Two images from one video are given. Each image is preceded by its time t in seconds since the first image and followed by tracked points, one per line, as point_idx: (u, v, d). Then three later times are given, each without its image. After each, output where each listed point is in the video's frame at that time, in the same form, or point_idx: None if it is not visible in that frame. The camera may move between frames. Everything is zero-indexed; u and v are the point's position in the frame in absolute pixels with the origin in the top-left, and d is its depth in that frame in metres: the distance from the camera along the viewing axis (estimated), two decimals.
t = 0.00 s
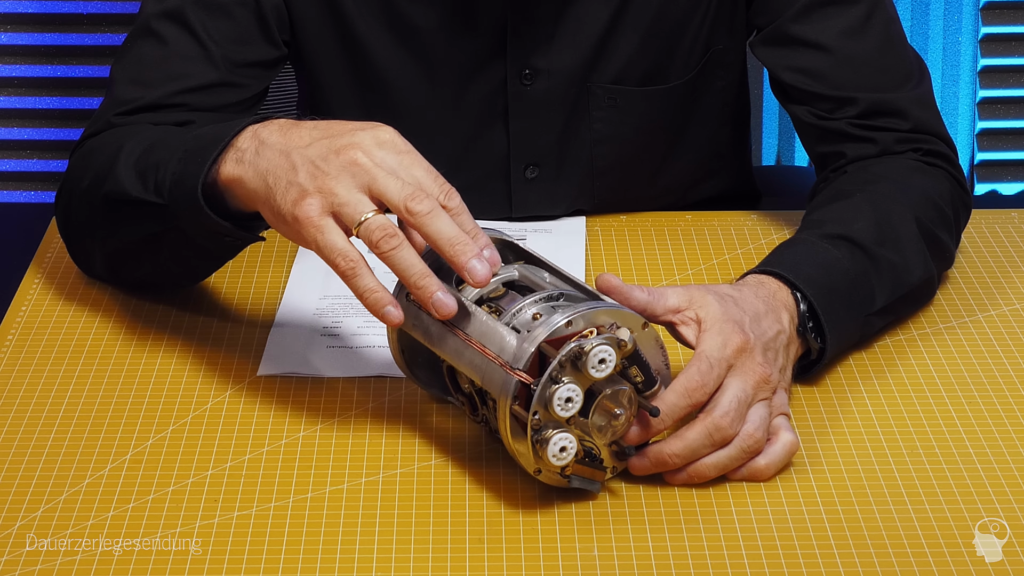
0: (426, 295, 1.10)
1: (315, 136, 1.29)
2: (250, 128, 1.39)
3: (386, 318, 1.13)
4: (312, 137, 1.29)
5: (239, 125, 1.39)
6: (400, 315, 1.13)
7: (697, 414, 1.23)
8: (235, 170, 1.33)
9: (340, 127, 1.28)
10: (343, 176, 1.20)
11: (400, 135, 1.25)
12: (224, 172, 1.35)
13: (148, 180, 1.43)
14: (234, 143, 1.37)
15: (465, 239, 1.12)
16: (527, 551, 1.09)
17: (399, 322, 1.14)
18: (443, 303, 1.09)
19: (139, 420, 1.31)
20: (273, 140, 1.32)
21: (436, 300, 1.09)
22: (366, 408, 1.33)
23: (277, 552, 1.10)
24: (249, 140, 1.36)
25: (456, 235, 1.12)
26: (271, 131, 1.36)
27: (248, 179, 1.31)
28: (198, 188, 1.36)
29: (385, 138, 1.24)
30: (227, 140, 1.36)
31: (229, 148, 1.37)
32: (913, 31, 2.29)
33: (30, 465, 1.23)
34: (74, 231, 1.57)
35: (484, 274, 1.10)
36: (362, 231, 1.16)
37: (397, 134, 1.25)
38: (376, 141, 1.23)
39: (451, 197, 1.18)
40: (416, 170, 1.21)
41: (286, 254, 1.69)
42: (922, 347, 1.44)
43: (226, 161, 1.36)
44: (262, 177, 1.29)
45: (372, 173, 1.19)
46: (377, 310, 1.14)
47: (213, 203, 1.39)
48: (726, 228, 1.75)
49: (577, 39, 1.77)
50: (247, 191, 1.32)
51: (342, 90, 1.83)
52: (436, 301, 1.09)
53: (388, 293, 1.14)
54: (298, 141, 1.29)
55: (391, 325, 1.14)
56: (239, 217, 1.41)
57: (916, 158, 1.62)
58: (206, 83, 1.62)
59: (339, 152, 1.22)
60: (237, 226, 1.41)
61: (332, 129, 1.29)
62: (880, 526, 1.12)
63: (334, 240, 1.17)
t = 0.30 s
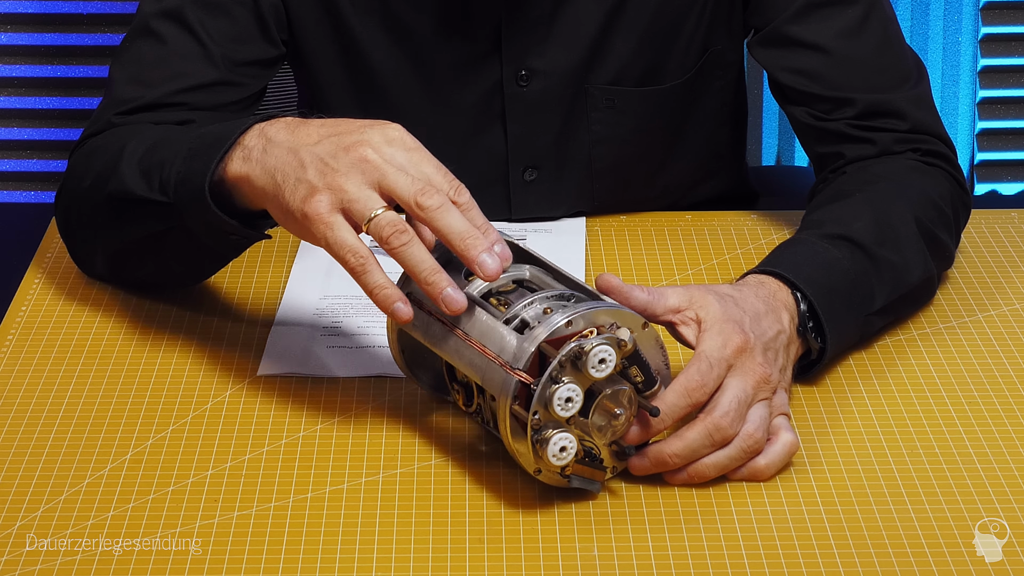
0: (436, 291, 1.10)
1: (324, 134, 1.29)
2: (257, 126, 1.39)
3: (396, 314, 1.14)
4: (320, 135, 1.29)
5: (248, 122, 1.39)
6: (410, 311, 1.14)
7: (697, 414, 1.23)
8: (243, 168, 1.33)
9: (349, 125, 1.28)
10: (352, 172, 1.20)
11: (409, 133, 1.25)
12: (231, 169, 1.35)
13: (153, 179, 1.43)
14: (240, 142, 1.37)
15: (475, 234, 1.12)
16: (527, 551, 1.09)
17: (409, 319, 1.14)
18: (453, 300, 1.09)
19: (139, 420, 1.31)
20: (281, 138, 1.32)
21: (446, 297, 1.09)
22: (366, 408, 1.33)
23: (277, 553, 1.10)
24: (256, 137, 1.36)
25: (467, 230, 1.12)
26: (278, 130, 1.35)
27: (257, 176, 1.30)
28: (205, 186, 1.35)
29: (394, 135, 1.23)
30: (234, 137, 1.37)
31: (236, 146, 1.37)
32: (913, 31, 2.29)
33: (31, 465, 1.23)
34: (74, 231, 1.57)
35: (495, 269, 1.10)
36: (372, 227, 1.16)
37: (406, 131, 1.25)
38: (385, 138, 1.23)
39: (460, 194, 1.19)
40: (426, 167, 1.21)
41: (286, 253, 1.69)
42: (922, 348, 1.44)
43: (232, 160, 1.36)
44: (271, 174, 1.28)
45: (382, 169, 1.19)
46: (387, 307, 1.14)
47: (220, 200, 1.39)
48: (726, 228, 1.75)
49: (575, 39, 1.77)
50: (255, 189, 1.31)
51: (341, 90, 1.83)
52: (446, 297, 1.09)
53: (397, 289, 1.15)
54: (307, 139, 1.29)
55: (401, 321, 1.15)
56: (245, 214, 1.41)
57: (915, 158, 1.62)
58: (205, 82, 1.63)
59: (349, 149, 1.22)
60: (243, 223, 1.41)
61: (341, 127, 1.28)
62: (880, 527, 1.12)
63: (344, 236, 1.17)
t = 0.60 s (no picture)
0: (404, 294, 1.10)
1: (308, 133, 1.29)
2: (247, 126, 1.39)
3: (364, 316, 1.12)
4: (305, 134, 1.29)
5: (236, 122, 1.39)
6: (379, 313, 1.12)
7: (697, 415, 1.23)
8: (229, 166, 1.33)
9: (334, 125, 1.28)
10: (331, 171, 1.20)
11: (392, 136, 1.25)
12: (219, 167, 1.35)
13: (144, 179, 1.44)
14: (230, 141, 1.37)
15: (444, 239, 1.12)
16: (527, 551, 1.09)
17: (377, 322, 1.13)
18: (420, 304, 1.09)
19: (139, 420, 1.31)
20: (267, 137, 1.32)
21: (414, 301, 1.10)
22: (365, 408, 1.33)
23: (277, 552, 1.10)
24: (245, 136, 1.36)
25: (436, 234, 1.12)
26: (266, 129, 1.35)
27: (242, 174, 1.31)
28: (194, 185, 1.36)
29: (376, 137, 1.24)
30: (223, 137, 1.37)
31: (225, 145, 1.37)
32: (913, 31, 2.31)
33: (30, 465, 1.23)
34: (73, 231, 1.57)
35: (461, 275, 1.10)
36: (345, 227, 1.16)
37: (389, 135, 1.25)
38: (366, 139, 1.23)
39: (439, 199, 1.18)
40: (404, 170, 1.21)
41: (286, 253, 1.69)
42: (922, 348, 1.44)
43: (220, 158, 1.36)
44: (254, 172, 1.29)
45: (360, 169, 1.19)
46: (355, 307, 1.12)
47: (208, 200, 1.40)
48: (726, 228, 1.75)
49: (573, 40, 1.76)
50: (241, 188, 1.32)
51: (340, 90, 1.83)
52: (413, 302, 1.10)
53: (368, 290, 1.14)
54: (292, 137, 1.29)
55: (370, 323, 1.13)
56: (234, 215, 1.41)
57: (915, 159, 1.63)
58: (201, 82, 1.63)
59: (329, 147, 1.22)
60: (233, 223, 1.41)
61: (325, 126, 1.29)
62: (880, 527, 1.12)
63: (317, 233, 1.17)
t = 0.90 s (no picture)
0: (420, 288, 1.10)
1: (316, 130, 1.29)
2: (252, 125, 1.40)
3: (380, 310, 1.13)
4: (312, 132, 1.30)
5: (241, 122, 1.40)
6: (394, 307, 1.13)
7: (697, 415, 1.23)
8: (234, 166, 1.34)
9: (341, 122, 1.29)
10: (341, 166, 1.20)
11: (400, 131, 1.26)
12: (224, 167, 1.35)
13: (148, 179, 1.44)
14: (236, 140, 1.37)
15: (461, 232, 1.12)
16: (527, 551, 1.09)
17: (393, 314, 1.14)
18: (437, 297, 1.09)
19: (139, 420, 1.31)
20: (274, 135, 1.33)
21: (431, 294, 1.09)
22: (366, 408, 1.33)
23: (277, 552, 1.10)
24: (250, 136, 1.37)
25: (453, 227, 1.12)
26: (272, 128, 1.36)
27: (249, 173, 1.31)
28: (198, 185, 1.36)
29: (384, 132, 1.24)
30: (228, 136, 1.37)
31: (230, 144, 1.37)
32: (913, 31, 2.30)
33: (31, 465, 1.23)
34: (73, 231, 1.57)
35: (479, 268, 1.10)
36: (359, 222, 1.15)
37: (396, 129, 1.26)
38: (375, 135, 1.24)
39: (447, 196, 1.18)
40: (413, 165, 1.21)
41: (286, 253, 1.69)
42: (922, 348, 1.44)
43: (226, 158, 1.36)
44: (262, 171, 1.29)
45: (371, 164, 1.19)
46: (371, 302, 1.13)
47: (213, 200, 1.39)
48: (726, 228, 1.75)
49: (573, 40, 1.76)
50: (246, 187, 1.32)
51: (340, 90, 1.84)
52: (430, 295, 1.09)
53: (383, 285, 1.14)
54: (299, 136, 1.30)
55: (385, 317, 1.14)
56: (240, 214, 1.40)
57: (916, 159, 1.63)
58: (202, 82, 1.63)
59: (338, 143, 1.23)
60: (238, 222, 1.40)
61: (333, 123, 1.29)
62: (880, 527, 1.12)
63: (330, 230, 1.17)
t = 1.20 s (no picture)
0: (419, 290, 1.10)
1: (315, 131, 1.29)
2: (252, 126, 1.40)
3: (378, 312, 1.13)
4: (311, 133, 1.30)
5: (241, 122, 1.40)
6: (393, 309, 1.13)
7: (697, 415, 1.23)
8: (234, 166, 1.34)
9: (340, 123, 1.29)
10: (340, 168, 1.20)
11: (399, 132, 1.26)
12: (224, 167, 1.35)
13: (148, 179, 1.44)
14: (236, 140, 1.37)
15: (459, 236, 1.12)
16: (527, 551, 1.09)
17: (391, 316, 1.13)
18: (435, 300, 1.09)
19: (139, 420, 1.31)
20: (273, 136, 1.34)
21: (429, 297, 1.09)
22: (366, 408, 1.33)
23: (277, 553, 1.10)
24: (250, 136, 1.37)
25: (450, 231, 1.12)
26: (271, 128, 1.37)
27: (248, 174, 1.31)
28: (199, 185, 1.36)
29: (383, 133, 1.24)
30: (228, 136, 1.37)
31: (231, 144, 1.37)
32: (913, 30, 2.30)
33: (31, 464, 1.23)
34: (73, 231, 1.57)
35: (476, 272, 1.10)
36: (357, 225, 1.15)
37: (395, 130, 1.26)
38: (374, 136, 1.24)
39: (445, 198, 1.18)
40: (412, 167, 1.21)
41: (286, 253, 1.69)
42: (922, 348, 1.44)
43: (226, 158, 1.36)
44: (261, 171, 1.29)
45: (369, 167, 1.19)
46: (370, 304, 1.13)
47: (213, 201, 1.39)
48: (726, 229, 1.75)
49: (573, 40, 1.76)
50: (246, 187, 1.32)
51: (340, 90, 1.84)
52: (428, 298, 1.09)
53: (380, 287, 1.14)
54: (298, 136, 1.30)
55: (383, 319, 1.14)
56: (240, 214, 1.40)
57: (915, 159, 1.63)
58: (203, 82, 1.63)
59: (337, 145, 1.23)
60: (238, 222, 1.40)
61: (332, 124, 1.29)
62: (879, 527, 1.12)
63: (328, 232, 1.17)
